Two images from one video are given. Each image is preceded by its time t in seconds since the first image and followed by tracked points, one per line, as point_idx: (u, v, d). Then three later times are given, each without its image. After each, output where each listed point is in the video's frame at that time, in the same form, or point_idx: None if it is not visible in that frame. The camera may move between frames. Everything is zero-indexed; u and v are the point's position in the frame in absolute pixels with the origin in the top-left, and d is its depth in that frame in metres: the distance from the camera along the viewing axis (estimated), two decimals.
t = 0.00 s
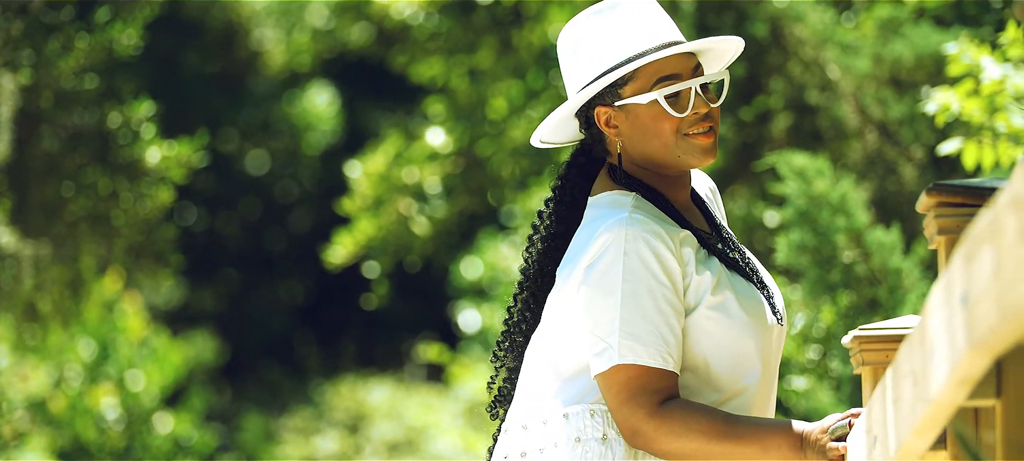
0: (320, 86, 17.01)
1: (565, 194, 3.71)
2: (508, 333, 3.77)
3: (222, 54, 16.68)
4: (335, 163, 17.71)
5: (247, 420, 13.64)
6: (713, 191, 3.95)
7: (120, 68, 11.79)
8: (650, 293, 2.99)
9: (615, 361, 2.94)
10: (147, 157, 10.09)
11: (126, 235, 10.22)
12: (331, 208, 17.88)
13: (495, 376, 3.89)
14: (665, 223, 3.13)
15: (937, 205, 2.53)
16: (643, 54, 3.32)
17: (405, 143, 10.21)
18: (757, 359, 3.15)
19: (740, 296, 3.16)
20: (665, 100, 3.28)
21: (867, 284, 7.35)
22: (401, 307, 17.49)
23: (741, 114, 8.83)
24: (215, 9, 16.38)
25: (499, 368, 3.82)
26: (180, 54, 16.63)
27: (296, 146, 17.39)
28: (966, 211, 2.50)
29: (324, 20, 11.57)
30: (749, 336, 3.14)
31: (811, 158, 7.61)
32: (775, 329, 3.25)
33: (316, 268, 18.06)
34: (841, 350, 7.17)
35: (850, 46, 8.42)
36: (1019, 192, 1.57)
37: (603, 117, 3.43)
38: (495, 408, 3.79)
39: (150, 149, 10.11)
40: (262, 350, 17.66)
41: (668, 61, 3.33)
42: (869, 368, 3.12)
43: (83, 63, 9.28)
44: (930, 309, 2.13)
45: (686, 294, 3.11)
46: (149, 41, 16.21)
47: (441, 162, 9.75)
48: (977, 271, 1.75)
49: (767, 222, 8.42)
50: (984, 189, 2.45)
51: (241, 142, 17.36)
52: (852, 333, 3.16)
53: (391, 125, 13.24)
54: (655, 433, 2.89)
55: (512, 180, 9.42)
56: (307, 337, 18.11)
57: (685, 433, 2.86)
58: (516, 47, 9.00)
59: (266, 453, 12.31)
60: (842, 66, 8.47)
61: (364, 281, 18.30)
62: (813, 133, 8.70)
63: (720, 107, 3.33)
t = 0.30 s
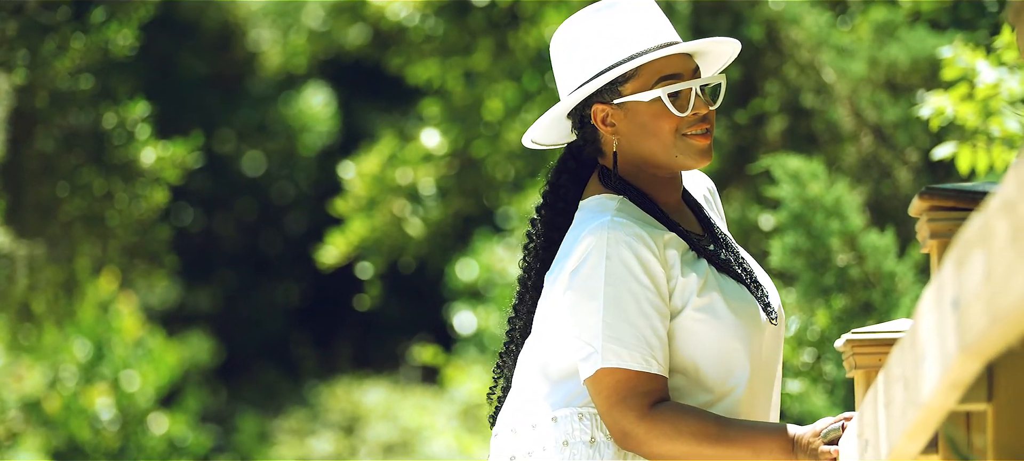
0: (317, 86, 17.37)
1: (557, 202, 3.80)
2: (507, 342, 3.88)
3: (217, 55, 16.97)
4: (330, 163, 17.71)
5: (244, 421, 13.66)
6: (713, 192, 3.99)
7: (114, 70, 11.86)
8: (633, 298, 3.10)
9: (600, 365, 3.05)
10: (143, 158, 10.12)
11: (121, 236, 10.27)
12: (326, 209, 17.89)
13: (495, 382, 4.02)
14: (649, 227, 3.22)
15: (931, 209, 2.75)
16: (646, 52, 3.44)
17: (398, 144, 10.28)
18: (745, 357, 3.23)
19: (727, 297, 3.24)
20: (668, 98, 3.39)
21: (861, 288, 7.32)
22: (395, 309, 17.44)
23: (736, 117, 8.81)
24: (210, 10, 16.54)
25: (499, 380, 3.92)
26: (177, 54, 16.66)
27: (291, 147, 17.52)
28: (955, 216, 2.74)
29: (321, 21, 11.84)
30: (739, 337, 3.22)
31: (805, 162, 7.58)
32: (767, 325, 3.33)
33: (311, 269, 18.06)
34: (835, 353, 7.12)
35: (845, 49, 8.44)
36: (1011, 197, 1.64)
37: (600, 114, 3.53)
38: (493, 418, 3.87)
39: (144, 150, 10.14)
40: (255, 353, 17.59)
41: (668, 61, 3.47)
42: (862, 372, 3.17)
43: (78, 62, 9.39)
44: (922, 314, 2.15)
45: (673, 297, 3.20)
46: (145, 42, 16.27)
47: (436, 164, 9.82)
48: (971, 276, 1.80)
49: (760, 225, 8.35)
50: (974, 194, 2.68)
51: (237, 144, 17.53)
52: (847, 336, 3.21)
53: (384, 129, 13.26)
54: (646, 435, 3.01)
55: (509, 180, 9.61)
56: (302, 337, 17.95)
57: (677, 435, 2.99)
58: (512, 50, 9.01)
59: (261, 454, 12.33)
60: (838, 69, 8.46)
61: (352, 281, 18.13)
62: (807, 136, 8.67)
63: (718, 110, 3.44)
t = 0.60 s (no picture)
0: (310, 87, 17.39)
1: (544, 206, 3.74)
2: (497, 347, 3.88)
3: (211, 56, 16.99)
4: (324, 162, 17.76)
5: (237, 421, 13.70)
6: (712, 193, 3.93)
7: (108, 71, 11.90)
8: (604, 299, 3.11)
9: (581, 367, 3.05)
10: (135, 159, 10.21)
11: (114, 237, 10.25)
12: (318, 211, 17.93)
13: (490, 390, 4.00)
14: (619, 228, 3.22)
15: (922, 211, 2.55)
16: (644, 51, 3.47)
17: (391, 147, 10.30)
18: (724, 357, 3.19)
19: (706, 297, 3.22)
20: (666, 96, 3.41)
21: (853, 290, 7.28)
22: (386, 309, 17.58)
23: (729, 119, 8.78)
24: (205, 12, 16.71)
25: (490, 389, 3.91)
26: (172, 55, 16.63)
27: (285, 149, 17.52)
28: (947, 218, 2.54)
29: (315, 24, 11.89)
30: (721, 336, 3.20)
31: (798, 164, 7.55)
32: (749, 322, 3.28)
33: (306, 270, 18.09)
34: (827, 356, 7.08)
35: (839, 51, 8.48)
36: (1005, 201, 1.64)
37: (593, 111, 3.52)
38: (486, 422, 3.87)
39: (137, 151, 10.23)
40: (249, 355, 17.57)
41: (664, 61, 3.50)
42: (852, 374, 3.02)
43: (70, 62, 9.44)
44: (910, 317, 2.10)
45: (649, 298, 3.19)
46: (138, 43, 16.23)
47: (427, 165, 9.83)
48: (959, 276, 1.79)
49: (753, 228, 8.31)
50: (966, 195, 2.50)
51: (231, 145, 17.53)
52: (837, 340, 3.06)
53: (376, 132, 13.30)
54: (635, 434, 3.00)
55: (500, 182, 9.65)
56: (296, 339, 18.06)
57: (666, 434, 2.98)
58: (505, 52, 9.11)
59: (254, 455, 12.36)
60: (831, 72, 8.46)
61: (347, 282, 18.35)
62: (800, 138, 8.66)
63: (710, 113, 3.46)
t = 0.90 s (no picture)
0: (303, 89, 17.43)
1: (531, 210, 3.72)
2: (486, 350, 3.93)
3: (205, 57, 16.91)
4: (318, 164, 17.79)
5: (229, 424, 13.75)
6: (712, 196, 3.89)
7: (98, 72, 11.95)
8: (579, 302, 3.14)
9: (562, 370, 3.09)
10: (127, 161, 10.20)
11: (105, 238, 10.33)
12: (311, 212, 18.00)
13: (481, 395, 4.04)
14: (594, 230, 3.24)
15: (910, 214, 2.52)
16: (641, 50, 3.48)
17: (383, 148, 10.33)
18: (705, 358, 3.19)
19: (686, 299, 3.22)
20: (663, 95, 3.42)
21: (845, 293, 7.28)
22: (380, 311, 17.64)
23: (721, 121, 8.77)
24: (198, 14, 16.72)
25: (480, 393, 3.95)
26: (165, 58, 16.69)
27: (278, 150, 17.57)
28: (936, 221, 2.50)
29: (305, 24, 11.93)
30: (701, 338, 3.20)
31: (789, 167, 7.53)
32: (732, 324, 3.27)
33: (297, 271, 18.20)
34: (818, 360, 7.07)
35: (831, 55, 8.47)
36: (989, 204, 1.62)
37: (589, 110, 3.51)
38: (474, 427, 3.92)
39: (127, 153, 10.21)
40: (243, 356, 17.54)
41: (659, 61, 3.52)
42: (842, 376, 2.95)
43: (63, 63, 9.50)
44: (899, 320, 2.08)
45: (627, 300, 3.21)
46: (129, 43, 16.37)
47: (419, 167, 9.89)
48: (949, 281, 1.76)
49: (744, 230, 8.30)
50: (954, 198, 2.43)
51: (224, 146, 17.53)
52: (826, 342, 2.98)
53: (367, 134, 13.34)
54: (624, 434, 3.03)
55: (492, 185, 9.73)
56: (288, 340, 18.01)
57: (656, 433, 3.00)
58: (497, 54, 9.19)
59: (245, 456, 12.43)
60: (823, 74, 8.47)
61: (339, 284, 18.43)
62: (791, 141, 8.65)
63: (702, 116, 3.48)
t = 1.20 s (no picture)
0: (293, 92, 17.34)
1: (518, 212, 3.73)
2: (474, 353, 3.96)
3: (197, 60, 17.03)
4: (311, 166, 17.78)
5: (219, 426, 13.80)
6: (709, 201, 3.87)
7: (89, 74, 12.02)
8: (555, 303, 3.15)
9: (546, 372, 3.10)
10: (117, 163, 10.34)
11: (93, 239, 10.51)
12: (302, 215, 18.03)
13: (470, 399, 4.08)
14: (570, 231, 3.26)
15: (898, 216, 2.36)
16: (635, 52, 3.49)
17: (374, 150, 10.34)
18: (685, 360, 3.19)
19: (665, 302, 3.21)
20: (656, 96, 3.41)
21: (835, 295, 7.24)
22: (373, 314, 17.62)
23: (711, 123, 8.77)
24: (188, 16, 16.75)
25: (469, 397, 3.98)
26: (156, 62, 16.87)
27: (268, 153, 17.50)
28: (925, 223, 2.34)
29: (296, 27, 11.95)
30: (681, 340, 3.19)
31: (779, 169, 7.51)
32: (714, 327, 3.25)
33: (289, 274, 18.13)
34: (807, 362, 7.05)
35: (821, 57, 8.46)
36: (977, 205, 1.60)
37: (581, 110, 3.51)
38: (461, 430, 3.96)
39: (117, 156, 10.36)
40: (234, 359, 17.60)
41: (649, 64, 3.53)
42: (831, 380, 2.87)
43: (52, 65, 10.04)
44: (887, 323, 2.05)
45: (606, 302, 3.21)
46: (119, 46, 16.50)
47: (410, 169, 9.92)
48: (936, 283, 1.73)
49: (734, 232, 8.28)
50: (943, 200, 2.28)
51: (215, 148, 17.52)
52: (815, 344, 2.89)
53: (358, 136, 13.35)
54: (613, 432, 3.03)
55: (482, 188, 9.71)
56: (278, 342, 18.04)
57: (644, 433, 2.99)
58: (489, 57, 9.23)
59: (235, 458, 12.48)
60: (813, 76, 8.46)
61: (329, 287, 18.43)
62: (782, 143, 8.64)
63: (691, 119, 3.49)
